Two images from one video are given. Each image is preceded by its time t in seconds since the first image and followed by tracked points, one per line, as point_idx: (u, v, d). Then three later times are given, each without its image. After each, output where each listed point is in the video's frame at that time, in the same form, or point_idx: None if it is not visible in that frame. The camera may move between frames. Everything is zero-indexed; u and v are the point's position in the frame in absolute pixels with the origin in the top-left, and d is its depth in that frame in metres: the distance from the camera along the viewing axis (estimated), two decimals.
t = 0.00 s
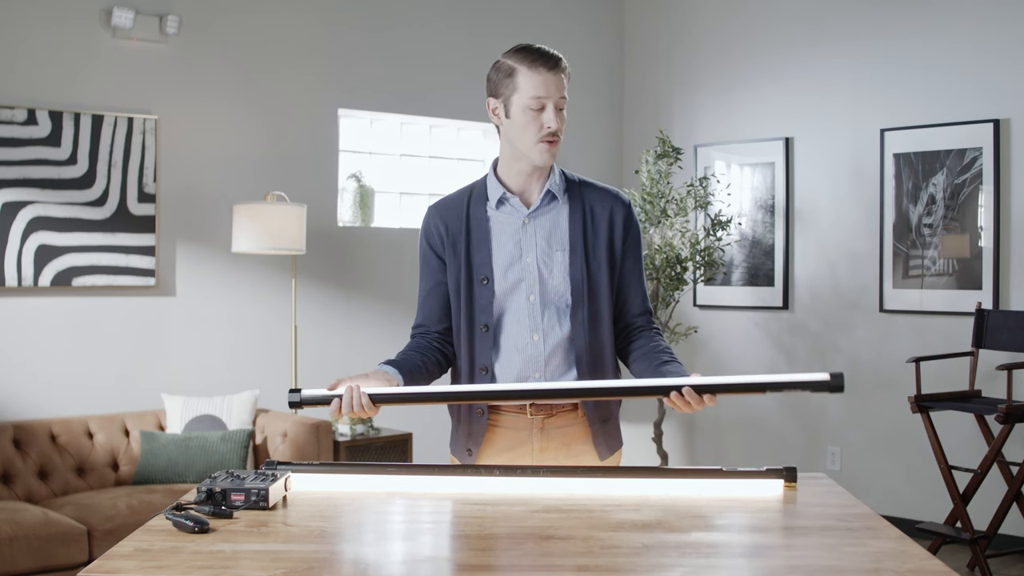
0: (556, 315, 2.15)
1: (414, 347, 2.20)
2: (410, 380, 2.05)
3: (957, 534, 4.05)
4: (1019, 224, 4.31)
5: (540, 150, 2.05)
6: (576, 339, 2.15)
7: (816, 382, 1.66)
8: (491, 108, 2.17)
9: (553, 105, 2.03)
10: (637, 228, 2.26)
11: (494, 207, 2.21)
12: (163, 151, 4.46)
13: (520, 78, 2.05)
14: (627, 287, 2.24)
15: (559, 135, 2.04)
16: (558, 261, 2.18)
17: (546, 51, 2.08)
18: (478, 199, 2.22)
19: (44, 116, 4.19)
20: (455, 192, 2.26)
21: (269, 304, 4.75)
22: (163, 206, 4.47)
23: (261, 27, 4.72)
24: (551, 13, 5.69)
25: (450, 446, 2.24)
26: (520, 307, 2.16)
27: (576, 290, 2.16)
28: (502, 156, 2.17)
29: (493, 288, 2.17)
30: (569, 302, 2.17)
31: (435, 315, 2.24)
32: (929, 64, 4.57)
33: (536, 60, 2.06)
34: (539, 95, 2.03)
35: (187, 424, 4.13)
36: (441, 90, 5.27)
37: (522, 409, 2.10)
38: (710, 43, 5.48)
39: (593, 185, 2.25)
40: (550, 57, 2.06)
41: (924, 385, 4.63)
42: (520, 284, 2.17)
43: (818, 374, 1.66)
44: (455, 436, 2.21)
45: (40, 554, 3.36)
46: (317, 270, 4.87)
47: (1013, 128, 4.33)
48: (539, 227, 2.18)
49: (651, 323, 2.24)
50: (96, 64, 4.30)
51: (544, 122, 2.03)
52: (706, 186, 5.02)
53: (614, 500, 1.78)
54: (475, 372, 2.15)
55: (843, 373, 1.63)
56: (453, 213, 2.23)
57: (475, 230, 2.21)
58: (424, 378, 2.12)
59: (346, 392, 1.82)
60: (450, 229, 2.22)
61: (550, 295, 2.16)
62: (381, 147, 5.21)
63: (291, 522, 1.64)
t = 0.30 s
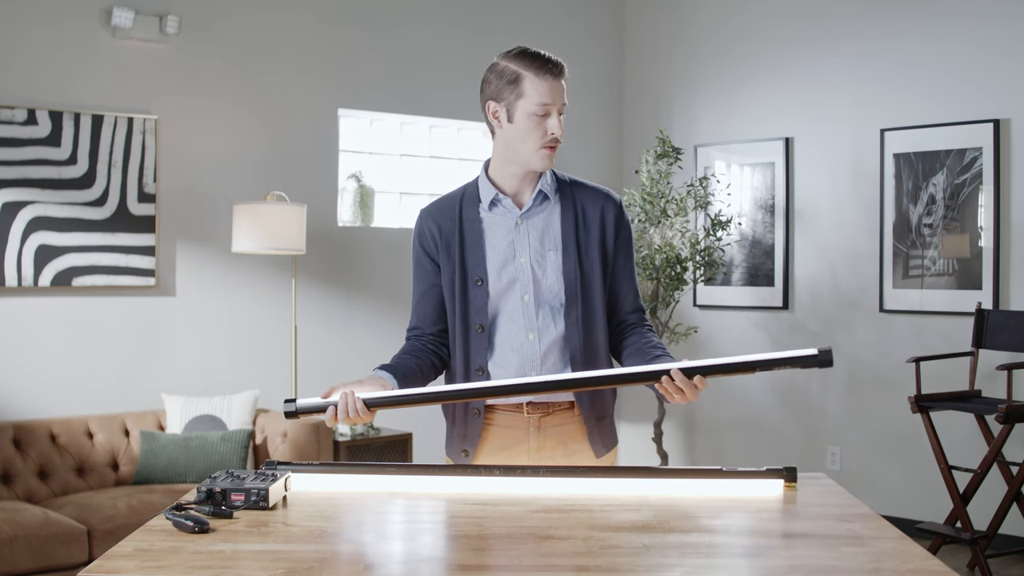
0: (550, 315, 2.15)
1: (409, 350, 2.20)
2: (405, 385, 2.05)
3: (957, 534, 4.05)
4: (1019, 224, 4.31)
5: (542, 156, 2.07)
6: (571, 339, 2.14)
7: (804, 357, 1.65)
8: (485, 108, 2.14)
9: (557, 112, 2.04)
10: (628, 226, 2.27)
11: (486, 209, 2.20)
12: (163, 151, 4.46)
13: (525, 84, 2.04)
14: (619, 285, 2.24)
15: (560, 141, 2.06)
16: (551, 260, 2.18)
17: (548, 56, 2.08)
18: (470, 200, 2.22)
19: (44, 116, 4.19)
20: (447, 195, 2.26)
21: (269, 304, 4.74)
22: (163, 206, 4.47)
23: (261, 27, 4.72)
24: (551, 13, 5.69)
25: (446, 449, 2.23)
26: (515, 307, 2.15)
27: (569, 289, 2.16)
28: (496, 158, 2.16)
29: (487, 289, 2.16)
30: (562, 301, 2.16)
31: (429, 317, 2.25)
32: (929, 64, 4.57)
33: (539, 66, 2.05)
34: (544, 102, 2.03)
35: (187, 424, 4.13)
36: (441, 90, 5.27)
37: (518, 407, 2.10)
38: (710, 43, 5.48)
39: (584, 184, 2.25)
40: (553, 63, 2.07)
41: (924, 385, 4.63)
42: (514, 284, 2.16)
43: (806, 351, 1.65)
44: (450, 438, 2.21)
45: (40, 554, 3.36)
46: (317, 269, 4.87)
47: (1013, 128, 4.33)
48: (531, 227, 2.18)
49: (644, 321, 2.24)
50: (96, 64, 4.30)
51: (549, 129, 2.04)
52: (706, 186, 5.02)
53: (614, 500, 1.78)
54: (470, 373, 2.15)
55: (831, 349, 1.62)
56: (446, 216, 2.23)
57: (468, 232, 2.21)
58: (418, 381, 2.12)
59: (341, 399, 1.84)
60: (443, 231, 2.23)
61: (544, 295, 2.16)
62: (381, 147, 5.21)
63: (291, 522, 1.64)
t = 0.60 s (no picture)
0: (547, 315, 2.15)
1: (407, 351, 2.20)
2: (403, 388, 2.05)
3: (957, 534, 4.05)
4: (1019, 223, 4.32)
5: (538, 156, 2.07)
6: (568, 338, 2.15)
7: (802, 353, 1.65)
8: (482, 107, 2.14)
9: (554, 113, 2.05)
10: (624, 226, 2.27)
11: (483, 209, 2.20)
12: (163, 151, 4.46)
13: (523, 84, 2.04)
14: (615, 285, 2.24)
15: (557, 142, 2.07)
16: (547, 260, 2.18)
17: (546, 56, 2.08)
18: (466, 201, 2.22)
19: (44, 116, 4.19)
20: (444, 195, 2.26)
21: (269, 304, 4.74)
22: (163, 206, 4.47)
23: (261, 27, 4.71)
24: (550, 13, 5.69)
25: (443, 450, 2.23)
26: (511, 307, 2.15)
27: (566, 289, 2.16)
28: (492, 157, 2.16)
29: (484, 289, 2.17)
30: (559, 301, 2.17)
31: (426, 317, 2.25)
32: (929, 64, 4.57)
33: (538, 66, 2.05)
34: (542, 103, 2.03)
35: (187, 424, 4.13)
36: (441, 90, 5.27)
37: (515, 407, 2.10)
38: (710, 43, 5.48)
39: (579, 184, 2.25)
40: (552, 65, 2.07)
41: (924, 386, 4.63)
42: (510, 284, 2.16)
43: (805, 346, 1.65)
44: (447, 439, 2.21)
45: (40, 554, 3.36)
46: (317, 269, 4.87)
47: (1013, 128, 4.33)
48: (527, 227, 2.18)
49: (640, 320, 2.25)
50: (96, 64, 4.30)
51: (546, 130, 2.04)
52: (706, 186, 5.02)
53: (614, 500, 1.78)
54: (467, 373, 2.15)
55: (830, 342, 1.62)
56: (443, 216, 2.23)
57: (464, 231, 2.21)
58: (415, 382, 2.12)
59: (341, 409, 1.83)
60: (440, 231, 2.22)
61: (541, 295, 2.16)
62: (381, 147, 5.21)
63: (291, 522, 1.64)
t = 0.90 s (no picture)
0: (545, 314, 2.15)
1: (407, 350, 2.20)
2: (405, 391, 2.06)
3: (957, 534, 4.05)
4: (1019, 223, 4.32)
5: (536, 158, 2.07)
6: (567, 338, 2.14)
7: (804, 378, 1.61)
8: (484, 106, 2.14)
9: (554, 115, 2.04)
10: (624, 226, 2.26)
11: (482, 208, 2.20)
12: (163, 151, 4.46)
13: (525, 84, 2.04)
14: (614, 285, 2.25)
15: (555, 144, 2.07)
16: (546, 260, 2.18)
17: (549, 58, 2.08)
18: (466, 201, 2.22)
19: (44, 116, 4.19)
20: (444, 194, 2.26)
21: (269, 304, 4.74)
22: (163, 206, 4.47)
23: (261, 27, 4.71)
24: (550, 13, 5.69)
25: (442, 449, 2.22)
26: (510, 307, 2.15)
27: (564, 289, 2.16)
28: (492, 156, 2.17)
29: (482, 289, 2.17)
30: (558, 301, 2.17)
31: (426, 317, 2.25)
32: (929, 64, 4.57)
33: (541, 67, 2.05)
34: (542, 104, 2.03)
35: (187, 424, 4.13)
36: (441, 90, 5.27)
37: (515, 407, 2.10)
38: (710, 43, 5.48)
39: (579, 184, 2.25)
40: (556, 67, 2.07)
41: (924, 386, 4.63)
42: (509, 284, 2.17)
43: (808, 371, 1.61)
44: (446, 438, 2.21)
45: (40, 554, 3.36)
46: (317, 269, 4.87)
47: (1013, 128, 4.33)
48: (526, 227, 2.18)
49: (639, 320, 2.25)
50: (96, 64, 4.30)
51: (545, 131, 2.04)
52: (706, 186, 5.02)
53: (614, 500, 1.78)
54: (466, 373, 2.15)
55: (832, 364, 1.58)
56: (442, 215, 2.23)
57: (464, 231, 2.21)
58: (415, 382, 2.11)
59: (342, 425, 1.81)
60: (439, 231, 2.23)
61: (539, 294, 2.16)
62: (381, 147, 5.21)
63: (291, 522, 1.64)
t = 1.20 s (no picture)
0: (547, 315, 2.15)
1: (408, 349, 2.20)
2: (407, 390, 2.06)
3: (957, 534, 4.05)
4: (1019, 223, 4.32)
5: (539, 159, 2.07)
6: (568, 339, 2.15)
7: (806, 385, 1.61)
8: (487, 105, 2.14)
9: (559, 115, 2.04)
10: (625, 227, 2.27)
11: (484, 208, 2.20)
12: (163, 151, 4.46)
13: (530, 85, 2.04)
14: (615, 286, 2.25)
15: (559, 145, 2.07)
16: (548, 260, 2.18)
17: (555, 58, 2.08)
18: (468, 200, 2.22)
19: (44, 116, 4.19)
20: (446, 193, 2.26)
21: (269, 304, 4.74)
22: (163, 206, 4.47)
23: (261, 27, 4.71)
24: (550, 13, 5.69)
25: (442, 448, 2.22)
26: (512, 307, 2.15)
27: (566, 290, 2.16)
28: (495, 155, 2.17)
29: (484, 289, 2.16)
30: (559, 301, 2.17)
31: (427, 316, 2.24)
32: (928, 64, 4.57)
33: (546, 68, 2.05)
34: (547, 105, 2.03)
35: (187, 424, 4.13)
36: (441, 91, 5.27)
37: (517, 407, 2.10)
38: (710, 43, 5.48)
39: (581, 184, 2.25)
40: (562, 68, 2.07)
41: (924, 386, 4.63)
42: (511, 284, 2.16)
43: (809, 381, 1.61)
44: (445, 437, 2.20)
45: (40, 554, 3.36)
46: (317, 270, 4.87)
47: (1013, 128, 4.33)
48: (528, 227, 2.18)
49: (640, 321, 2.25)
50: (96, 64, 4.30)
51: (549, 132, 2.04)
52: (706, 186, 5.02)
53: (614, 500, 1.78)
54: (467, 373, 2.15)
55: (835, 375, 1.58)
56: (444, 215, 2.23)
57: (466, 230, 2.20)
58: (417, 381, 2.11)
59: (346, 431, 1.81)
60: (441, 230, 2.22)
61: (541, 294, 2.16)
62: (381, 147, 5.21)
63: (291, 522, 1.64)
